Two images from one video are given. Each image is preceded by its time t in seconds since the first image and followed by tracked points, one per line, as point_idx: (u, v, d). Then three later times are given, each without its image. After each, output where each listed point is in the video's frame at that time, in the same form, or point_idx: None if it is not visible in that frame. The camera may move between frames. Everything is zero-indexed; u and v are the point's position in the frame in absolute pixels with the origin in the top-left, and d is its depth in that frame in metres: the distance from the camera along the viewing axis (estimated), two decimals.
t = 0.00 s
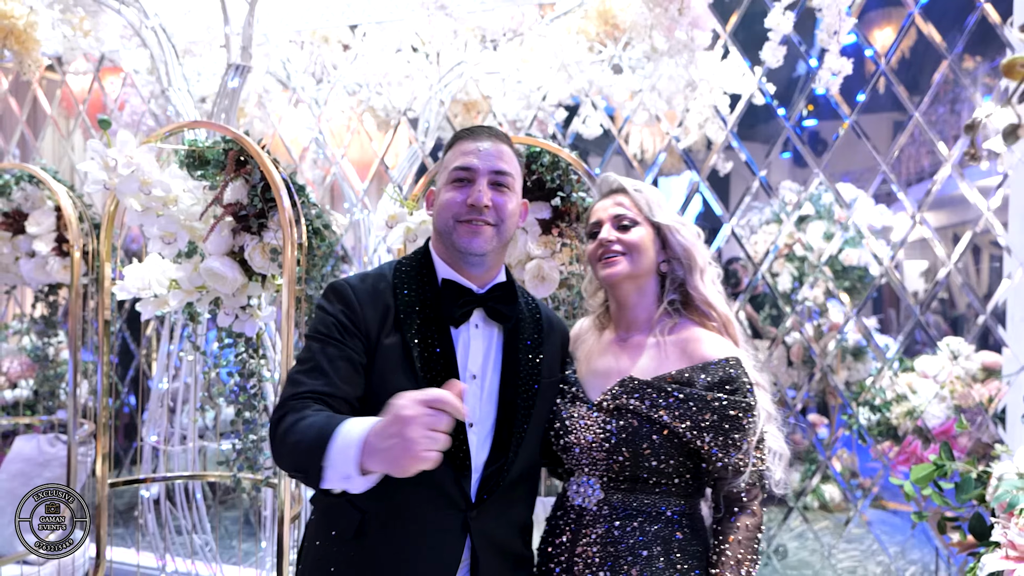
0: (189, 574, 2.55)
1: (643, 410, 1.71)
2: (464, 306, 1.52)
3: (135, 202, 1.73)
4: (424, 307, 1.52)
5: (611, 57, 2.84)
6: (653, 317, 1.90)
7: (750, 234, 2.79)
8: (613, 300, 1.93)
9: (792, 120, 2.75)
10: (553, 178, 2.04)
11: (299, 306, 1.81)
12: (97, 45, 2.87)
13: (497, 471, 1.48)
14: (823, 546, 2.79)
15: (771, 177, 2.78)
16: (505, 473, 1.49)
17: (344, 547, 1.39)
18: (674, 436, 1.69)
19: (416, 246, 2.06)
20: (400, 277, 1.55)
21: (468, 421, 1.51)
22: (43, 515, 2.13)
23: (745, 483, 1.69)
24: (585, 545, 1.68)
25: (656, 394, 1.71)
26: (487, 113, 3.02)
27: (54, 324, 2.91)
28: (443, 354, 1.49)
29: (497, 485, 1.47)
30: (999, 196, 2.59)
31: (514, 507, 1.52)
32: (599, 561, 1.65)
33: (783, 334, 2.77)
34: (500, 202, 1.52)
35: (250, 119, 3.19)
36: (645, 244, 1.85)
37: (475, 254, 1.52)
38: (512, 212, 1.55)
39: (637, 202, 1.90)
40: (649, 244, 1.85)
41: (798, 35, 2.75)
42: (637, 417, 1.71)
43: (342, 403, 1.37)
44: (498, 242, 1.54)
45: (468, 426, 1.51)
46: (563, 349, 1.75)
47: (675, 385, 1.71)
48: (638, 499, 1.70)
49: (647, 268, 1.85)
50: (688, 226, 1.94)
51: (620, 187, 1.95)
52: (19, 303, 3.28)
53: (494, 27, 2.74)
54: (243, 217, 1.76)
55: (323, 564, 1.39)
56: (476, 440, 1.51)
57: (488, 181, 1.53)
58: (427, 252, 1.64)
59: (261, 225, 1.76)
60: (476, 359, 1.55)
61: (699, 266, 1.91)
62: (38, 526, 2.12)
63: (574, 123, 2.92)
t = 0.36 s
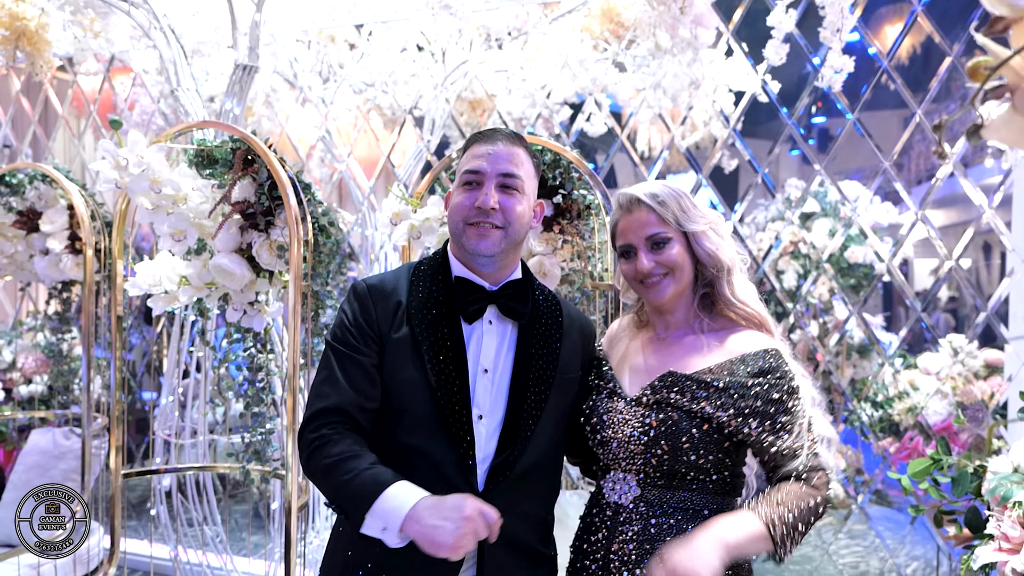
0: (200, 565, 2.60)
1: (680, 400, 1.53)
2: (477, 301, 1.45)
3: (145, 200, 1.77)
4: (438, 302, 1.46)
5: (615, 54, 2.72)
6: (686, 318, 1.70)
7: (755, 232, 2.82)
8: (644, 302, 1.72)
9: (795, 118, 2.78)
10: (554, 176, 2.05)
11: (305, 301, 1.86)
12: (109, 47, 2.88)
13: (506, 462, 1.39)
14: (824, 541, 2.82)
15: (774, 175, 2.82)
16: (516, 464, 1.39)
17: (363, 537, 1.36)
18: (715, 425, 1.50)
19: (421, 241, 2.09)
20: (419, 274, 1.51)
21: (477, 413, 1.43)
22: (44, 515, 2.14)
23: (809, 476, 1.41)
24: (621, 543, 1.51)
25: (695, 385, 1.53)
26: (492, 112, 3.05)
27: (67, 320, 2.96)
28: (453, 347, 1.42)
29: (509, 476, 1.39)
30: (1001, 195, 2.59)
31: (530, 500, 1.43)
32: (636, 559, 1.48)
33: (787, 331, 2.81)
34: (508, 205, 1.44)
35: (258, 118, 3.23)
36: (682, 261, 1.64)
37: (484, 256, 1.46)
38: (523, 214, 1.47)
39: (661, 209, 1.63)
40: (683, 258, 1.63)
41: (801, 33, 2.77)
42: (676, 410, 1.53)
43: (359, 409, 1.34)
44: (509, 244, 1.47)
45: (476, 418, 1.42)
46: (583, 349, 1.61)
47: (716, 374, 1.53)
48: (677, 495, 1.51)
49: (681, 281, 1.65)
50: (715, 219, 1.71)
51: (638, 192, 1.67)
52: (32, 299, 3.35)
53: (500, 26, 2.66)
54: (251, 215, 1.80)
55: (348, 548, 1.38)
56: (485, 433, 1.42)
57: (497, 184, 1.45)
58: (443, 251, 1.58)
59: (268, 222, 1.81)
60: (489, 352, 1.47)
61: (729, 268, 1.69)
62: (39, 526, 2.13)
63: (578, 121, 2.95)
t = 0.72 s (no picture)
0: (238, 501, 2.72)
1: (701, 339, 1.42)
2: (471, 240, 1.42)
3: (174, 146, 1.78)
4: (434, 241, 1.43)
5: None
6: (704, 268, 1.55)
7: (783, 180, 2.77)
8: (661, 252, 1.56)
9: (829, 59, 2.70)
10: (579, 120, 2.01)
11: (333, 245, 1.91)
12: None
13: (501, 397, 1.37)
14: (844, 486, 2.86)
15: (806, 121, 2.79)
16: (510, 398, 1.38)
17: (373, 464, 1.40)
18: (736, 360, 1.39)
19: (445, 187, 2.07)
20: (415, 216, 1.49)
21: (472, 347, 1.41)
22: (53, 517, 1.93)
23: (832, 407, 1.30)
24: (635, 481, 1.44)
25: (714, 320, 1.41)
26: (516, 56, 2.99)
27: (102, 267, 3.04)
28: (445, 284, 1.40)
29: (505, 407, 1.37)
30: None
31: (527, 433, 1.41)
32: (648, 496, 1.41)
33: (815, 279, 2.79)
34: (502, 145, 1.38)
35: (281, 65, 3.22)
36: (711, 224, 1.46)
37: (481, 197, 1.40)
38: (515, 153, 1.40)
39: (681, 166, 1.42)
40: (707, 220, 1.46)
41: None
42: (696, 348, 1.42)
43: (337, 350, 1.36)
44: (505, 184, 1.41)
45: (472, 352, 1.40)
46: (583, 288, 1.53)
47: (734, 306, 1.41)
48: (692, 435, 1.41)
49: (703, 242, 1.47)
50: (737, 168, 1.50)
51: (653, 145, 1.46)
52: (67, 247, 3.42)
53: None
54: (278, 160, 1.81)
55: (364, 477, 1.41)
56: (481, 367, 1.40)
57: (489, 124, 1.38)
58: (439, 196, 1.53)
59: (295, 167, 1.82)
60: (484, 287, 1.44)
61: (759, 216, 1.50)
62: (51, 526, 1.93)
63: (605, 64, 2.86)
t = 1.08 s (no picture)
0: (281, 468, 2.78)
1: (699, 319, 1.45)
2: (444, 209, 1.44)
3: (217, 119, 1.78)
4: (411, 213, 1.46)
5: None
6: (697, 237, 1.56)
7: (834, 148, 2.68)
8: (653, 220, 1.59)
9: (882, 23, 2.58)
10: (621, 89, 1.97)
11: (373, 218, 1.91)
12: None
13: (487, 356, 1.39)
14: (891, 464, 2.78)
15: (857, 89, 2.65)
16: (497, 356, 1.40)
17: (366, 431, 1.42)
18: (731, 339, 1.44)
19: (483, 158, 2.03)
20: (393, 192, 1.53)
21: (455, 313, 1.43)
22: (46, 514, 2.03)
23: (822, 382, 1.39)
24: (629, 449, 1.51)
25: (715, 298, 1.44)
26: (556, 24, 2.93)
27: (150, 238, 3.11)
28: (421, 254, 1.42)
29: (492, 373, 1.39)
30: None
31: (515, 399, 1.42)
32: (642, 465, 1.48)
33: (861, 252, 2.69)
34: (468, 113, 1.42)
35: (320, 36, 3.22)
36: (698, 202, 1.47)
37: (451, 167, 1.44)
38: (483, 123, 1.44)
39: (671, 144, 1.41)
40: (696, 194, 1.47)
41: None
42: (689, 323, 1.46)
43: (317, 330, 1.44)
44: (476, 154, 1.45)
45: (454, 319, 1.42)
46: (564, 250, 1.56)
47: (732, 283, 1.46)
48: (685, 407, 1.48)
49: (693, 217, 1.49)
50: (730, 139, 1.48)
51: (646, 118, 1.44)
52: (116, 218, 3.50)
53: None
54: (318, 132, 1.83)
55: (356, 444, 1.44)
56: (464, 333, 1.42)
57: (454, 95, 1.43)
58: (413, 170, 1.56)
59: (335, 139, 1.83)
60: (463, 256, 1.45)
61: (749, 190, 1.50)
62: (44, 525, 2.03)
63: (647, 32, 2.82)
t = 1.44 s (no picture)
0: (294, 481, 2.75)
1: (681, 341, 1.42)
2: (409, 220, 1.42)
3: (231, 129, 1.76)
4: (377, 230, 1.44)
5: None
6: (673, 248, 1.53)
7: (859, 157, 2.61)
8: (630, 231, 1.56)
9: (910, 30, 2.51)
10: (642, 98, 1.95)
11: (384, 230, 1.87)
12: None
13: (461, 367, 1.35)
14: (921, 484, 2.69)
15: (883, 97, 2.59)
16: (472, 365, 1.36)
17: (349, 450, 1.40)
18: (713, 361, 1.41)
19: (500, 167, 1.97)
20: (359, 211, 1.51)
21: (431, 326, 1.40)
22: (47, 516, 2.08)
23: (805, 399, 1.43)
24: (621, 470, 1.44)
25: (693, 321, 1.42)
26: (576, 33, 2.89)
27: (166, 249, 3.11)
28: (389, 268, 1.40)
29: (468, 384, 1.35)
30: None
31: (495, 413, 1.39)
32: (637, 484, 1.42)
33: (888, 264, 2.61)
34: (421, 122, 1.38)
35: (339, 46, 3.21)
36: (673, 201, 1.45)
37: (411, 178, 1.41)
38: (437, 130, 1.40)
39: (653, 151, 1.41)
40: (675, 204, 1.46)
41: None
42: (670, 342, 1.43)
43: (283, 350, 1.45)
44: (432, 162, 1.42)
45: (431, 331, 1.40)
46: (537, 251, 1.51)
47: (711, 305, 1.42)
48: (672, 424, 1.43)
49: (669, 228, 1.48)
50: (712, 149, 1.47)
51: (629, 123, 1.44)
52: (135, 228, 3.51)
53: None
54: (330, 142, 1.78)
55: (338, 463, 1.42)
56: (439, 346, 1.40)
57: (403, 104, 1.39)
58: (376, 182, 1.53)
59: (348, 149, 1.79)
60: (435, 267, 1.43)
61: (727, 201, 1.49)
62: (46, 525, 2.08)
63: (667, 40, 2.77)
